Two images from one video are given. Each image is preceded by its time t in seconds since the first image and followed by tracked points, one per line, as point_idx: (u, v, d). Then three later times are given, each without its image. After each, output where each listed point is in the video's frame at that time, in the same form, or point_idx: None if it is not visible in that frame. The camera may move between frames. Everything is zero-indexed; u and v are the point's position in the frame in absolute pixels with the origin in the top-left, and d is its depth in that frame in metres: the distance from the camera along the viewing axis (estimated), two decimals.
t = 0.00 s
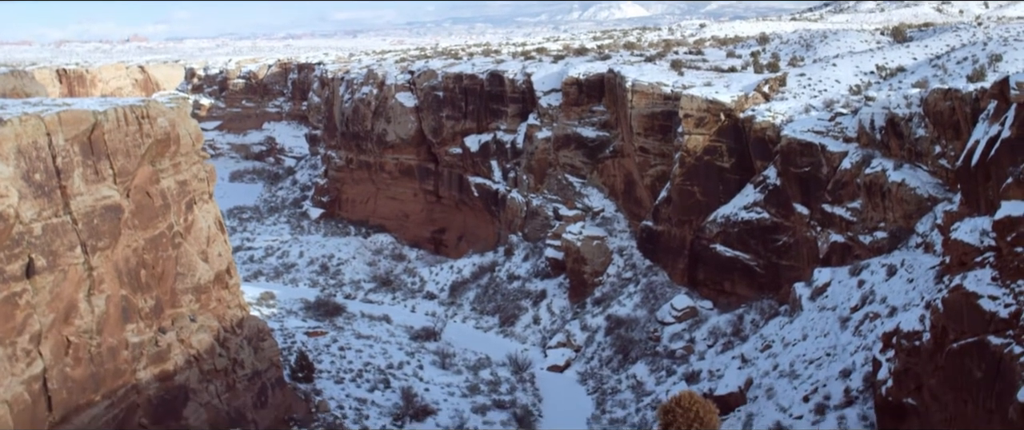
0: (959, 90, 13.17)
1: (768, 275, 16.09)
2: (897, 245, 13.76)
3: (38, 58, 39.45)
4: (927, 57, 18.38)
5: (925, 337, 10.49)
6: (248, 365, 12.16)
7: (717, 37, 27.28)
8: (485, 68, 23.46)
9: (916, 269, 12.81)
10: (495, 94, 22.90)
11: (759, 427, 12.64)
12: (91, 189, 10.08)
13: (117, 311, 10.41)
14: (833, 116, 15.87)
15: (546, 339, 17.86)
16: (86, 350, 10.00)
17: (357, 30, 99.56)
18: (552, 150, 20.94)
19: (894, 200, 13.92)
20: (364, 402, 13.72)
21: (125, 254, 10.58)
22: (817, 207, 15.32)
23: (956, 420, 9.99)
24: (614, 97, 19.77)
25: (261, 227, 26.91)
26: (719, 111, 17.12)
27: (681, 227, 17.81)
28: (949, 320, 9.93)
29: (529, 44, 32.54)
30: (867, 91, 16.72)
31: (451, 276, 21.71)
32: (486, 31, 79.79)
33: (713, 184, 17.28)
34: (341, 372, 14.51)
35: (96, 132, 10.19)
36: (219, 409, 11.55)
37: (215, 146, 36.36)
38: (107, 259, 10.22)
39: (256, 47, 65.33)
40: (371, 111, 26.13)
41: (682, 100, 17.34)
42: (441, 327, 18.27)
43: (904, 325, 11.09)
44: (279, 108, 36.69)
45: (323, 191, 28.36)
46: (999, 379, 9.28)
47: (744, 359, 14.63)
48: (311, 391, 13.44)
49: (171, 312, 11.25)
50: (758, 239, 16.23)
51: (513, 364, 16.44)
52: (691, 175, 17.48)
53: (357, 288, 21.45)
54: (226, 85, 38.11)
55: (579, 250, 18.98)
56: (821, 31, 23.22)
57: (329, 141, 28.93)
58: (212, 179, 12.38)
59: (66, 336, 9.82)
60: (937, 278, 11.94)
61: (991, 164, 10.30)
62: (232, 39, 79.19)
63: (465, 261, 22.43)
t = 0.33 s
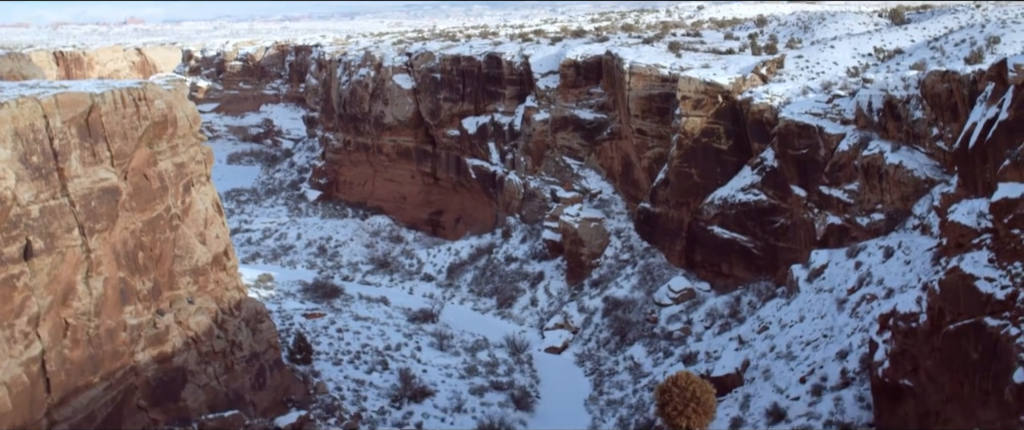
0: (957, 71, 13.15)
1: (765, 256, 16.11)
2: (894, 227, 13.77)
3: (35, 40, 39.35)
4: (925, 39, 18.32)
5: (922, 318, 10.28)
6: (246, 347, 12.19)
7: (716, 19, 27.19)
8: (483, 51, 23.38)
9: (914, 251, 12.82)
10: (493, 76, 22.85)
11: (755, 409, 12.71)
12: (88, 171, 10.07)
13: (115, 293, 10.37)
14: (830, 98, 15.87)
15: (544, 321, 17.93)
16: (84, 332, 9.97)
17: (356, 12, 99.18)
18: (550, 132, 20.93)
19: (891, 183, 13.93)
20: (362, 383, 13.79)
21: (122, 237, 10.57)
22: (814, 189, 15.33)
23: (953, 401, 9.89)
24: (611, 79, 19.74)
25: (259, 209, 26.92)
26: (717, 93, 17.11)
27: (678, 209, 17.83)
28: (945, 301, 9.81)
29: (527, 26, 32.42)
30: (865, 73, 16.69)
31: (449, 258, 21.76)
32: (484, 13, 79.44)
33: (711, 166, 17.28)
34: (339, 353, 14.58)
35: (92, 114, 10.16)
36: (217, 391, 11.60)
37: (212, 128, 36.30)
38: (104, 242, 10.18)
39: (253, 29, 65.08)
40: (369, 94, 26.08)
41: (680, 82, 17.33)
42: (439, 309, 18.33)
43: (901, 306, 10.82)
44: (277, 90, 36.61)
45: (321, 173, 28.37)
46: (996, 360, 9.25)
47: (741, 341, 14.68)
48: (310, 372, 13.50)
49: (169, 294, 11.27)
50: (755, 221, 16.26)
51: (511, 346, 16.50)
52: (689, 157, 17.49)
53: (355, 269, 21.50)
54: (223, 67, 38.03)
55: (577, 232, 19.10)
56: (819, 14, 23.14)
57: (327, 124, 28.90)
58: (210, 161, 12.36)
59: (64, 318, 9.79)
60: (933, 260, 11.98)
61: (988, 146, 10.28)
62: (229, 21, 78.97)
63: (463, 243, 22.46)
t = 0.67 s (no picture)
0: (955, 50, 13.21)
1: (762, 235, 16.16)
2: (892, 206, 13.77)
3: (31, 19, 39.23)
4: (924, 18, 18.26)
5: (918, 297, 10.18)
6: (244, 325, 12.25)
7: None
8: (481, 29, 23.31)
9: (911, 230, 12.85)
10: (491, 55, 22.80)
11: (752, 386, 12.80)
12: (86, 150, 10.03)
13: (114, 271, 10.36)
14: (828, 77, 15.83)
15: (542, 299, 18.00)
16: (83, 310, 9.89)
17: None
18: (548, 111, 20.92)
19: (889, 162, 13.93)
20: (360, 362, 13.87)
21: (120, 216, 10.54)
22: (812, 168, 15.34)
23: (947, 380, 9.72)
24: (609, 58, 19.73)
25: (257, 188, 26.94)
26: (715, 72, 17.13)
27: (676, 188, 17.86)
28: (942, 280, 9.72)
29: (525, 4, 32.29)
30: (863, 52, 16.66)
31: (447, 236, 21.79)
32: None
33: (709, 145, 17.31)
34: (338, 332, 14.65)
35: (89, 93, 10.09)
36: (217, 369, 11.67)
37: (210, 107, 36.25)
38: (103, 220, 10.15)
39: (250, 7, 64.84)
40: (367, 72, 26.05)
41: (679, 61, 17.39)
42: (437, 287, 18.39)
43: (897, 284, 10.84)
44: (275, 69, 36.47)
45: (319, 152, 28.38)
46: (992, 339, 9.02)
47: (738, 319, 14.73)
48: (308, 350, 13.58)
49: (167, 272, 11.29)
50: (753, 200, 16.30)
51: (509, 324, 16.55)
52: (686, 135, 17.51)
53: (354, 248, 21.55)
54: (221, 46, 37.94)
55: (575, 211, 19.13)
56: None
57: (325, 103, 28.85)
58: (208, 140, 12.37)
59: (62, 296, 9.66)
60: (930, 239, 12.01)
61: (985, 125, 10.25)
62: None
63: (461, 221, 22.47)
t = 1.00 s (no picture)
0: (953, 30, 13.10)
1: (761, 215, 16.18)
2: (890, 186, 13.75)
3: None
4: None
5: (917, 275, 10.14)
6: (243, 305, 12.37)
7: None
8: (479, 8, 23.17)
9: (909, 209, 12.84)
10: (489, 35, 22.75)
11: (750, 365, 12.89)
12: (84, 129, 10.00)
13: (113, 250, 10.36)
14: (827, 57, 15.81)
15: (540, 278, 18.07)
16: (82, 290, 9.84)
17: None
18: (546, 90, 20.92)
19: (887, 141, 13.92)
20: (359, 341, 13.93)
21: (118, 196, 10.50)
22: (810, 148, 15.34)
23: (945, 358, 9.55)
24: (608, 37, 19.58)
25: (255, 167, 26.94)
26: (713, 52, 17.16)
27: (674, 167, 17.87)
28: (940, 259, 9.65)
29: None
30: (862, 31, 16.64)
31: (446, 216, 21.82)
32: None
33: (707, 124, 17.29)
34: (336, 311, 14.72)
35: (87, 73, 10.04)
36: (215, 348, 11.73)
37: (207, 87, 36.33)
38: (101, 200, 10.14)
39: None
40: (365, 52, 26.00)
41: (676, 41, 17.47)
42: (435, 266, 18.46)
43: (896, 264, 10.83)
44: (272, 49, 36.35)
45: (317, 131, 28.38)
46: (990, 318, 8.84)
47: (736, 298, 14.78)
48: (307, 330, 13.66)
49: (166, 252, 11.30)
50: (752, 180, 16.31)
51: (507, 304, 16.61)
52: (684, 115, 17.55)
53: (353, 228, 21.58)
54: (218, 25, 37.83)
55: (573, 191, 19.16)
56: None
57: (323, 82, 28.79)
58: (205, 120, 12.37)
59: (61, 276, 9.59)
60: (927, 219, 12.03)
61: (984, 105, 10.22)
62: None
63: (459, 201, 22.48)
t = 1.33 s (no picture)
0: (952, 13, 13.58)
1: (759, 197, 16.20)
2: (887, 168, 13.75)
3: None
4: None
5: (914, 257, 10.09)
6: (241, 287, 12.44)
7: None
8: None
9: (906, 192, 12.86)
10: (487, 17, 22.76)
11: (748, 347, 12.93)
12: (81, 112, 9.97)
13: (111, 233, 10.37)
14: (825, 39, 15.79)
15: (539, 261, 18.11)
16: (80, 272, 9.85)
17: None
18: (543, 73, 20.94)
19: (886, 123, 13.90)
20: (357, 323, 13.98)
21: (116, 179, 10.51)
22: (808, 130, 15.37)
23: (941, 340, 9.60)
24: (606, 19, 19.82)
25: (253, 150, 26.93)
26: (712, 34, 17.16)
27: (672, 150, 17.89)
28: (937, 241, 9.52)
29: None
30: (860, 13, 16.50)
31: (444, 198, 21.83)
32: None
33: (705, 106, 17.30)
34: (335, 293, 14.78)
35: (84, 56, 10.01)
36: (214, 330, 11.77)
37: (206, 69, 35.95)
38: (100, 183, 10.13)
39: None
40: (363, 34, 25.96)
41: (675, 23, 17.49)
42: (434, 249, 18.49)
43: (893, 245, 10.62)
44: (270, 31, 36.99)
45: (315, 114, 28.36)
46: (986, 300, 8.83)
47: (734, 280, 14.82)
48: (305, 312, 13.71)
49: (165, 234, 11.33)
50: (749, 162, 16.33)
51: (506, 285, 16.67)
52: (683, 97, 17.54)
53: (351, 210, 21.58)
54: (216, 8, 37.75)
55: (571, 173, 19.18)
56: None
57: (321, 65, 28.76)
58: (203, 102, 12.36)
59: (60, 258, 9.63)
60: (925, 202, 12.06)
61: (982, 87, 10.18)
62: None
63: (457, 183, 22.49)
